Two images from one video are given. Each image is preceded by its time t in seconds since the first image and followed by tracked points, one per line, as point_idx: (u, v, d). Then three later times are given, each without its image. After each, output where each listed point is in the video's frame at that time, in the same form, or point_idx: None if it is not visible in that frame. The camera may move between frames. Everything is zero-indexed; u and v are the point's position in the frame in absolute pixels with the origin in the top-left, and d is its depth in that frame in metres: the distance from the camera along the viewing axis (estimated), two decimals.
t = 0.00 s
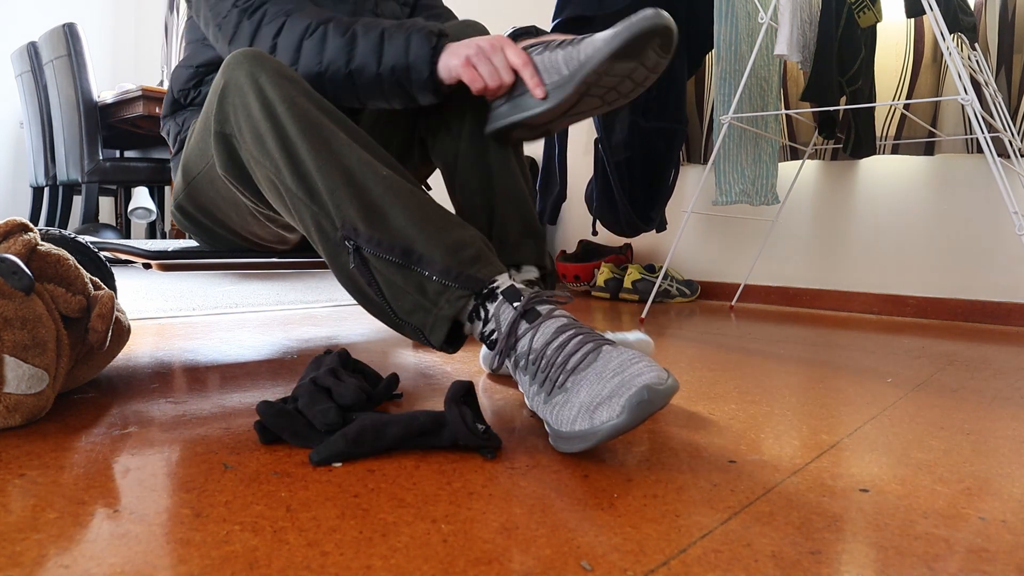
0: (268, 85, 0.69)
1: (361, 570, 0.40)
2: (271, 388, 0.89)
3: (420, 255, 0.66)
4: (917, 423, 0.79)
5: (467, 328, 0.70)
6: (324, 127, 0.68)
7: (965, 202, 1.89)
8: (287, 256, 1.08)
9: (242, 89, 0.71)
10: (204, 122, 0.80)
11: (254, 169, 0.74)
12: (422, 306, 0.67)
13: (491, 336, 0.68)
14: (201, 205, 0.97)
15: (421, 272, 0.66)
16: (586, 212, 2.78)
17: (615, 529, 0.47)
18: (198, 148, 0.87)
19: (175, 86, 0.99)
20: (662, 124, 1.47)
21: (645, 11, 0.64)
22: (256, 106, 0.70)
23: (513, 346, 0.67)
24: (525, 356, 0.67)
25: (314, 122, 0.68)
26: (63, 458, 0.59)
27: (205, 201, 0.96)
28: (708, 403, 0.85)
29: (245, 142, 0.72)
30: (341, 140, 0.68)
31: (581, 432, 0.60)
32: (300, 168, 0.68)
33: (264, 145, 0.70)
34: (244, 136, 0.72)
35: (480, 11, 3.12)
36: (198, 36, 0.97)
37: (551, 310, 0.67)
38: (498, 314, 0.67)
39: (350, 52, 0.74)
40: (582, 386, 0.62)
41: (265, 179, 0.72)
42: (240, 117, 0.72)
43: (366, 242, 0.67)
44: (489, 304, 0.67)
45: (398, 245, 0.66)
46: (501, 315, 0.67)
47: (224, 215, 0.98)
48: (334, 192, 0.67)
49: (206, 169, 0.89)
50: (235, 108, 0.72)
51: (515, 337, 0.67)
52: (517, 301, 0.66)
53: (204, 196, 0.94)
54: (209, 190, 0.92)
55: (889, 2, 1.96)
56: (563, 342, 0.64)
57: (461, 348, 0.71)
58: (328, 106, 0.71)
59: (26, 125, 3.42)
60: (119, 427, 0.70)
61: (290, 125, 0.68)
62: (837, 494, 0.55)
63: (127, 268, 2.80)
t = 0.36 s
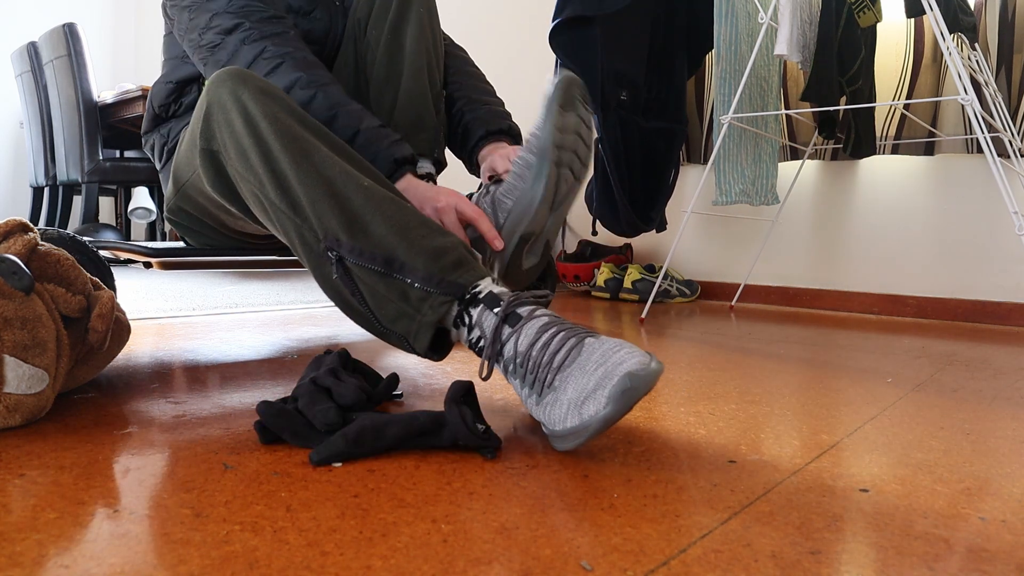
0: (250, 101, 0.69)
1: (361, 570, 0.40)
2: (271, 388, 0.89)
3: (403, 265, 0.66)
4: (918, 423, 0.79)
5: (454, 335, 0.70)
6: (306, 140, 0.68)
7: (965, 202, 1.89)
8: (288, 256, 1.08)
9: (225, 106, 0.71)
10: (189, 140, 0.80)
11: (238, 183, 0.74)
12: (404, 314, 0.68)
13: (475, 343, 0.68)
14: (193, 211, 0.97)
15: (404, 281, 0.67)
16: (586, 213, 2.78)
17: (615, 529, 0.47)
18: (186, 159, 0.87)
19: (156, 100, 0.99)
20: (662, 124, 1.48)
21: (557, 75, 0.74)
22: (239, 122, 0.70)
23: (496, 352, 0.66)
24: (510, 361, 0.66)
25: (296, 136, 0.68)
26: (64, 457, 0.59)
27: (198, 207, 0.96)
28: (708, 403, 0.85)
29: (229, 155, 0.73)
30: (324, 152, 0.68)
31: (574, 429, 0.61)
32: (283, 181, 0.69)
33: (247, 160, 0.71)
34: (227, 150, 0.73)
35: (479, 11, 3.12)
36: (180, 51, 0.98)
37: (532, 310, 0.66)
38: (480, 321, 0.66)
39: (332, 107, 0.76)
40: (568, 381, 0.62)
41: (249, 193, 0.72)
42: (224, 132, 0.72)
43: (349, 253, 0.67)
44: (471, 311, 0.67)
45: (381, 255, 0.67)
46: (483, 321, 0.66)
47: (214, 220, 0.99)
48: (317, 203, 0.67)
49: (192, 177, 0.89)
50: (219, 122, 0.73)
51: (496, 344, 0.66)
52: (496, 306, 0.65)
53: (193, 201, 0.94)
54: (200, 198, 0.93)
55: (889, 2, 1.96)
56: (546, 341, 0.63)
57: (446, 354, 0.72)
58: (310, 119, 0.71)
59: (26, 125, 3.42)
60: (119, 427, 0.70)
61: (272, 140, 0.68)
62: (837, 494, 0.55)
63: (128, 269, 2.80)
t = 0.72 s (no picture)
0: (246, 102, 0.69)
1: (361, 570, 0.40)
2: (271, 388, 0.89)
3: (398, 265, 0.66)
4: (918, 423, 0.79)
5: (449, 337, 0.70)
6: (301, 141, 0.68)
7: (965, 202, 1.89)
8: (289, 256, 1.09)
9: (221, 106, 0.71)
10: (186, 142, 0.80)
11: (235, 183, 0.74)
12: (399, 314, 0.68)
13: (472, 344, 0.67)
14: (192, 211, 0.98)
15: (399, 281, 0.67)
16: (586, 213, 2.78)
17: (615, 529, 0.47)
18: (183, 158, 0.87)
19: (156, 99, 0.99)
20: (662, 123, 1.49)
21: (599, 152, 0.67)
22: (234, 123, 0.70)
23: (493, 353, 0.66)
24: (507, 362, 0.66)
25: (292, 137, 0.68)
26: (64, 457, 0.59)
27: (196, 207, 0.96)
28: (708, 404, 0.85)
29: (226, 156, 0.73)
30: (320, 153, 0.68)
31: (572, 428, 0.60)
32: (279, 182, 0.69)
33: (243, 161, 0.71)
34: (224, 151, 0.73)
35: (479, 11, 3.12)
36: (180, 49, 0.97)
37: (527, 311, 0.65)
38: (477, 323, 0.66)
39: (338, 110, 0.76)
40: (565, 381, 0.62)
41: (245, 194, 0.72)
42: (220, 133, 0.73)
43: (344, 254, 0.67)
44: (467, 312, 0.66)
45: (376, 256, 0.67)
46: (479, 322, 0.66)
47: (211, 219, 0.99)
48: (312, 204, 0.67)
49: (189, 178, 0.89)
50: (216, 122, 0.73)
51: (493, 345, 0.65)
52: (491, 308, 0.65)
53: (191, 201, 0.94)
54: (199, 198, 0.93)
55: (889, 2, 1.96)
56: (542, 340, 0.63)
57: (442, 355, 0.71)
58: (306, 120, 0.71)
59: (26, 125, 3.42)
60: (118, 428, 0.70)
61: (268, 140, 0.68)
62: (837, 494, 0.55)
63: (128, 269, 2.80)
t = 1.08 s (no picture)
0: (240, 97, 0.69)
1: (361, 570, 0.40)
2: (271, 388, 0.89)
3: (388, 266, 0.66)
4: (918, 423, 0.79)
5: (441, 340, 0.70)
6: (294, 138, 0.68)
7: (965, 202, 1.89)
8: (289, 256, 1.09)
9: (213, 101, 0.71)
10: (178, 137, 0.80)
11: (226, 179, 0.74)
12: (388, 315, 0.68)
13: (466, 352, 0.67)
14: (188, 211, 0.98)
15: (388, 281, 0.67)
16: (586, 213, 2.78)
17: (615, 529, 0.47)
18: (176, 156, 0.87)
19: (157, 101, 0.99)
20: (662, 124, 1.49)
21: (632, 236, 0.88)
22: (227, 118, 0.70)
23: (486, 359, 0.65)
24: (501, 368, 0.65)
25: (285, 133, 0.68)
26: (64, 458, 0.59)
27: (195, 206, 0.96)
28: (707, 404, 0.85)
29: (218, 152, 0.73)
30: (313, 150, 0.68)
31: (571, 428, 0.60)
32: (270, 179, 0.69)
33: (234, 156, 0.71)
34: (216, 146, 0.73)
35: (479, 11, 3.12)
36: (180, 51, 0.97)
37: (517, 314, 0.64)
38: (469, 330, 0.66)
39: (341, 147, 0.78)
40: (559, 382, 0.61)
41: (237, 190, 0.72)
42: (212, 128, 0.73)
43: (334, 252, 0.67)
44: (459, 318, 0.66)
45: (365, 256, 0.67)
46: (469, 329, 0.66)
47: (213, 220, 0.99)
48: (302, 202, 0.67)
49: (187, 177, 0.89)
50: (208, 117, 0.73)
51: (485, 351, 0.65)
52: (482, 314, 0.65)
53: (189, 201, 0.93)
54: (197, 197, 0.93)
55: (889, 2, 1.96)
56: (533, 342, 0.62)
57: (431, 356, 0.71)
58: (300, 118, 0.71)
59: (26, 125, 3.41)
60: (118, 428, 0.70)
61: (260, 136, 0.68)
62: (836, 494, 0.55)
63: (127, 269, 2.80)
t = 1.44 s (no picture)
0: (231, 100, 0.69)
1: (361, 570, 0.40)
2: (271, 389, 0.89)
3: (383, 268, 0.66)
4: (918, 423, 0.79)
5: (440, 341, 0.70)
6: (286, 141, 0.68)
7: (966, 202, 1.89)
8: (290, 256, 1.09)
9: (206, 104, 0.71)
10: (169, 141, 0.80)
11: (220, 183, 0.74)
12: (384, 316, 0.68)
13: (464, 353, 0.68)
14: (185, 212, 0.98)
15: (383, 283, 0.67)
16: (586, 213, 2.78)
17: (615, 529, 0.47)
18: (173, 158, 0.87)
19: (160, 98, 0.98)
20: (662, 124, 1.49)
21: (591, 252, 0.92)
22: (219, 121, 0.70)
23: (483, 359, 0.66)
24: (497, 368, 0.66)
25: (277, 135, 0.68)
26: (64, 458, 0.59)
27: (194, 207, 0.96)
28: (707, 403, 0.85)
29: (212, 155, 0.73)
30: (306, 153, 0.68)
31: (565, 427, 0.60)
32: (264, 182, 0.69)
33: (228, 160, 0.71)
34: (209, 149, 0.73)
35: (479, 11, 3.12)
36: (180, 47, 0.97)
37: (510, 315, 0.65)
38: (464, 331, 0.67)
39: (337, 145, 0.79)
40: (551, 380, 0.61)
41: (232, 193, 0.72)
42: (205, 131, 0.72)
43: (329, 256, 0.67)
44: (455, 319, 0.67)
45: (360, 258, 0.67)
46: (465, 331, 0.67)
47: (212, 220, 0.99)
48: (297, 205, 0.67)
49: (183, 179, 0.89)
50: (201, 120, 0.72)
51: (481, 351, 0.66)
52: (474, 315, 0.66)
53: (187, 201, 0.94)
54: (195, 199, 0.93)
55: (889, 2, 1.96)
56: (526, 343, 0.63)
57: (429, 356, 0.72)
58: (293, 120, 0.71)
59: (26, 125, 3.41)
60: (118, 428, 0.70)
61: (253, 140, 0.68)
62: (837, 494, 0.55)
63: (127, 268, 2.80)
